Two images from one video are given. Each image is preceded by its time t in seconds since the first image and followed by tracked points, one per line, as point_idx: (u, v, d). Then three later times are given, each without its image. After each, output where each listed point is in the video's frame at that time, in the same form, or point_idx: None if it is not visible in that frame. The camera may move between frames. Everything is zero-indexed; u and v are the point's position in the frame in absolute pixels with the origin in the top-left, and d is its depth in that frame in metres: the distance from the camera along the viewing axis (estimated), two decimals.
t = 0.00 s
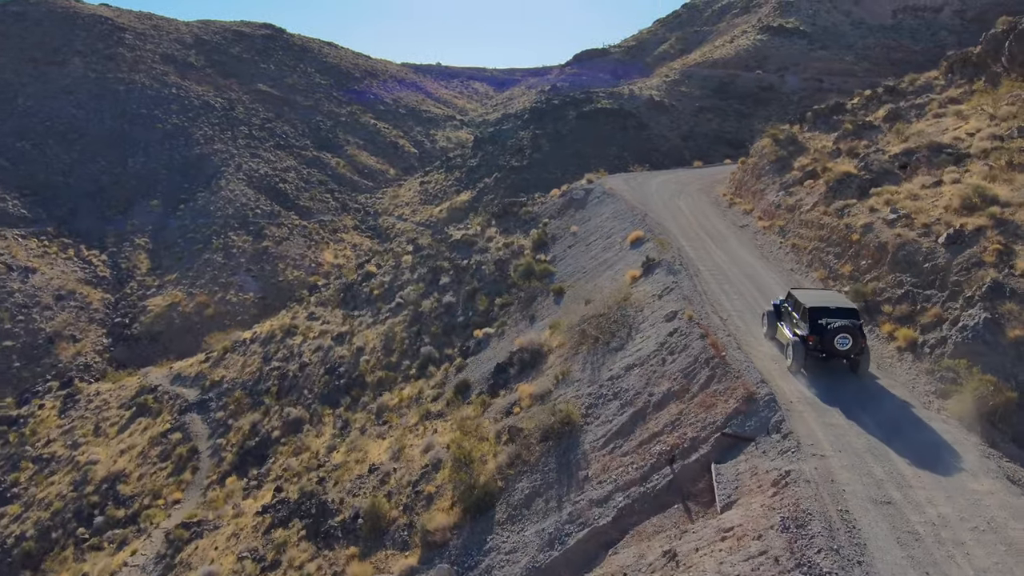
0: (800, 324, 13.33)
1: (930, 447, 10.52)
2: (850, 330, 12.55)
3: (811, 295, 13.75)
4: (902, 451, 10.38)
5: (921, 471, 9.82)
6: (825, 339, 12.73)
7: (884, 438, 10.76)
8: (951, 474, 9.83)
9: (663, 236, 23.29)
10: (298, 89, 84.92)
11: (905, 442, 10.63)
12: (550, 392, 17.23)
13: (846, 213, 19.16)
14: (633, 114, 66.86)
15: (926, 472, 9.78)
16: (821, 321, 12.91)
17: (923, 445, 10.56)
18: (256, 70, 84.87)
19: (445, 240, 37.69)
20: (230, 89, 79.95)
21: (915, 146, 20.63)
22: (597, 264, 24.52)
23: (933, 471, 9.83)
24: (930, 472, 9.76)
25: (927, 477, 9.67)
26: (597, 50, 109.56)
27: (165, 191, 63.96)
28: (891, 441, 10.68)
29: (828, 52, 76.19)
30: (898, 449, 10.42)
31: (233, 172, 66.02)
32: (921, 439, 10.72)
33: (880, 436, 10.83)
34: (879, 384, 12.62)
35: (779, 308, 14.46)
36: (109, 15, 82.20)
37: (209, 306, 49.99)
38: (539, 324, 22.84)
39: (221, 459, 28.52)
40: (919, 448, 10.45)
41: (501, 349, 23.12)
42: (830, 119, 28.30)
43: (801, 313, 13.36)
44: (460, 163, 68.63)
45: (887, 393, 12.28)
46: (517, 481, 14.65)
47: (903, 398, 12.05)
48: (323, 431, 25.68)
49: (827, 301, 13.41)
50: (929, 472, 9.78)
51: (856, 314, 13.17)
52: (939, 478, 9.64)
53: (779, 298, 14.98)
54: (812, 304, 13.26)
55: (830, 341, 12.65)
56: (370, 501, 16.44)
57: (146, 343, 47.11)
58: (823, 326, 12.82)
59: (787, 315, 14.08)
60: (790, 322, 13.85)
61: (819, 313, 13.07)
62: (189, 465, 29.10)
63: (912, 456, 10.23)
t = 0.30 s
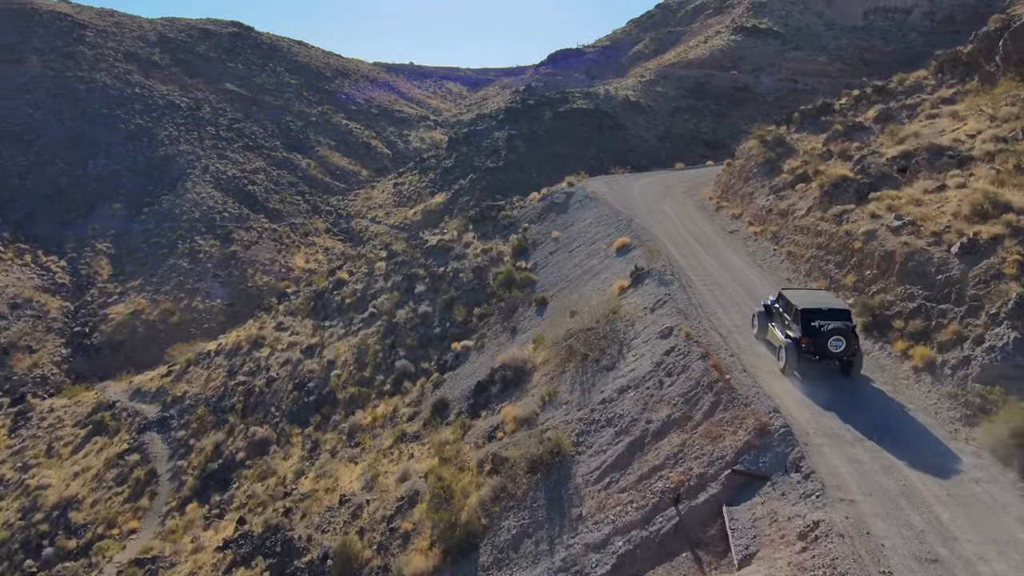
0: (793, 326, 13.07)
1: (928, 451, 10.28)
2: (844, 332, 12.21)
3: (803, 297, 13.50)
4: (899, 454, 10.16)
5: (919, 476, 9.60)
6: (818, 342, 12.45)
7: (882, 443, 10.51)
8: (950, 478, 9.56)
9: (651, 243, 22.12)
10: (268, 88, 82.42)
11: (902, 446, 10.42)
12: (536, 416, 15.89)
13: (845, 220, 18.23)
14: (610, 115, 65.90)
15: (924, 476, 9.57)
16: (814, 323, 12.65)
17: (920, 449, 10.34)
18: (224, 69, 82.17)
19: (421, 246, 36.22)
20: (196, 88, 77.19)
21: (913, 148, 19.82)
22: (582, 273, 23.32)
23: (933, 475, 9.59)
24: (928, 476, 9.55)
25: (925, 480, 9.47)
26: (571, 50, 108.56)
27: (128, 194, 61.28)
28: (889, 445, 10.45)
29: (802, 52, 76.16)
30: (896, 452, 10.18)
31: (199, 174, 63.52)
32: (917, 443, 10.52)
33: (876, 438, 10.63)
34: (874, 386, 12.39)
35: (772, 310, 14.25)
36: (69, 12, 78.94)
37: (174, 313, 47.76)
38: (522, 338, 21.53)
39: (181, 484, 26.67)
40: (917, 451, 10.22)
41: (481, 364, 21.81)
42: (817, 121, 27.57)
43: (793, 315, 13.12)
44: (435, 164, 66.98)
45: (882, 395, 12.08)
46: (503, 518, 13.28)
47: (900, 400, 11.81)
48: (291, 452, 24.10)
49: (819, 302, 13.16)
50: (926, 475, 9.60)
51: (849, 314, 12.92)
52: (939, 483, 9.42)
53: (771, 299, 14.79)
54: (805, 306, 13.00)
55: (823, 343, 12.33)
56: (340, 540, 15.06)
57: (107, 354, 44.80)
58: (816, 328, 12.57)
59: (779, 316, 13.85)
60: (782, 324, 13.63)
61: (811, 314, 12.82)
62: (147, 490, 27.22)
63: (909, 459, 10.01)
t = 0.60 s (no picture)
0: (786, 330, 12.71)
1: (926, 454, 10.10)
2: (839, 336, 12.03)
3: (794, 298, 13.18)
4: (896, 458, 10.00)
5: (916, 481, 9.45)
6: (813, 346, 12.19)
7: (883, 451, 10.18)
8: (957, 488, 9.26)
9: (639, 251, 20.89)
10: (235, 88, 79.65)
11: (899, 450, 10.21)
12: (524, 447, 14.45)
13: (846, 228, 17.17)
14: (585, 115, 64.77)
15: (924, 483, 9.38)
16: (808, 327, 12.31)
17: (918, 454, 10.10)
18: (188, 68, 79.16)
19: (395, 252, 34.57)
20: (159, 87, 74.22)
21: (913, 151, 18.91)
22: (566, 284, 22.04)
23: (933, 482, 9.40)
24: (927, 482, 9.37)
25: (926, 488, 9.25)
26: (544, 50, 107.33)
27: (87, 197, 58.45)
28: (887, 450, 10.20)
29: (775, 53, 76.01)
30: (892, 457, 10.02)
31: (162, 177, 60.83)
32: (914, 446, 10.31)
33: (872, 441, 10.44)
34: (867, 388, 12.25)
35: (762, 312, 13.96)
36: (24, 8, 75.52)
37: (136, 323, 45.36)
38: (504, 356, 20.09)
39: (136, 514, 24.68)
40: (916, 455, 10.07)
41: (459, 384, 20.33)
42: (806, 123, 26.70)
43: (785, 318, 12.77)
44: (407, 166, 65.12)
45: (878, 400, 11.81)
46: (491, 570, 11.77)
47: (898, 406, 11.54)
48: (256, 480, 22.36)
49: (811, 303, 12.83)
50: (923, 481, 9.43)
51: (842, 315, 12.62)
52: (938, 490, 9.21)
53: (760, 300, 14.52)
54: (797, 308, 12.63)
55: (819, 347, 12.10)
56: None
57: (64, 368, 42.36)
58: (810, 332, 12.23)
59: (770, 319, 13.53)
60: (774, 327, 13.31)
61: (805, 317, 12.47)
62: (99, 521, 25.16)
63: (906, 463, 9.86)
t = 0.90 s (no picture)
0: (782, 337, 12.38)
1: (929, 464, 9.85)
2: (838, 342, 11.70)
3: (789, 304, 12.83)
4: (903, 472, 9.67)
5: (921, 493, 9.18)
6: (811, 353, 11.86)
7: (892, 467, 9.81)
8: (966, 503, 9.00)
9: (630, 264, 19.58)
10: (199, 87, 76.69)
11: (900, 460, 9.95)
12: (516, 488, 12.99)
13: (853, 240, 16.05)
14: (560, 116, 63.43)
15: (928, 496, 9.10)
16: (806, 334, 11.97)
17: (920, 465, 9.83)
18: (150, 68, 75.98)
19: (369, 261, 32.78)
20: (119, 87, 71.11)
21: (918, 156, 17.90)
22: (552, 300, 20.67)
23: (939, 495, 9.13)
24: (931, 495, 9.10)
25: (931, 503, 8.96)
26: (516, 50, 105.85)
27: (42, 202, 55.48)
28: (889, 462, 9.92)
29: (748, 54, 75.75)
30: (895, 468, 9.76)
31: (123, 180, 58.02)
32: (916, 457, 10.05)
33: (876, 454, 10.11)
34: (866, 394, 11.97)
35: (755, 318, 13.64)
36: None
37: (94, 334, 42.87)
38: (487, 380, 18.51)
39: (85, 554, 22.65)
40: (920, 466, 9.81)
41: (438, 410, 18.78)
42: (796, 126, 25.74)
43: (782, 325, 12.42)
44: (379, 168, 63.08)
45: (878, 407, 11.52)
46: None
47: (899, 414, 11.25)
48: (217, 516, 20.57)
49: (806, 309, 12.49)
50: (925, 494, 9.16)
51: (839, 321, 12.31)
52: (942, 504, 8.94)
53: (753, 306, 14.22)
54: (793, 315, 12.31)
55: (818, 355, 11.77)
56: None
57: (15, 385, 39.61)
58: (808, 339, 11.90)
59: (766, 326, 13.19)
60: (769, 334, 12.97)
61: (801, 323, 12.14)
62: (45, 561, 23.04)
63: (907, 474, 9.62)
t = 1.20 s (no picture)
0: (785, 347, 11.88)
1: (941, 480, 9.50)
2: (842, 352, 11.20)
3: (790, 311, 12.33)
4: (917, 489, 9.26)
5: (937, 511, 8.83)
6: (815, 363, 11.34)
7: (906, 484, 9.40)
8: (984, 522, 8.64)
9: (626, 279, 18.24)
10: (161, 87, 73.60)
11: (911, 475, 9.58)
12: (514, 542, 11.56)
13: (869, 255, 14.94)
14: (533, 117, 61.82)
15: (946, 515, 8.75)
16: (810, 344, 11.45)
17: (932, 481, 9.48)
18: (109, 67, 72.69)
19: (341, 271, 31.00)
20: (77, 86, 67.88)
21: (928, 163, 16.96)
22: (541, 319, 19.29)
23: (958, 514, 8.77)
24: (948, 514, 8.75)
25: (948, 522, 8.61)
26: (487, 50, 104.18)
27: None
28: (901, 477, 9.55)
29: (720, 55, 75.38)
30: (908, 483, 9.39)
31: (80, 184, 55.11)
32: (925, 470, 9.71)
33: (890, 472, 9.67)
34: (867, 404, 11.60)
35: (754, 325, 13.21)
36: None
37: (49, 346, 40.54)
38: (474, 410, 16.99)
39: None
40: (933, 482, 9.45)
41: (422, 443, 17.23)
42: (789, 130, 24.80)
43: (784, 333, 11.90)
44: (348, 171, 60.93)
45: (880, 417, 11.16)
46: None
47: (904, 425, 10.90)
48: (178, 561, 18.81)
49: (807, 317, 12.01)
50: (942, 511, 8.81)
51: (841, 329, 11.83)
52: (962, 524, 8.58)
53: (749, 312, 13.79)
54: (794, 323, 11.80)
55: (821, 366, 11.26)
56: None
57: None
58: (812, 349, 11.39)
59: (765, 334, 12.71)
60: (769, 342, 12.51)
61: (804, 333, 11.61)
62: None
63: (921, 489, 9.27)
